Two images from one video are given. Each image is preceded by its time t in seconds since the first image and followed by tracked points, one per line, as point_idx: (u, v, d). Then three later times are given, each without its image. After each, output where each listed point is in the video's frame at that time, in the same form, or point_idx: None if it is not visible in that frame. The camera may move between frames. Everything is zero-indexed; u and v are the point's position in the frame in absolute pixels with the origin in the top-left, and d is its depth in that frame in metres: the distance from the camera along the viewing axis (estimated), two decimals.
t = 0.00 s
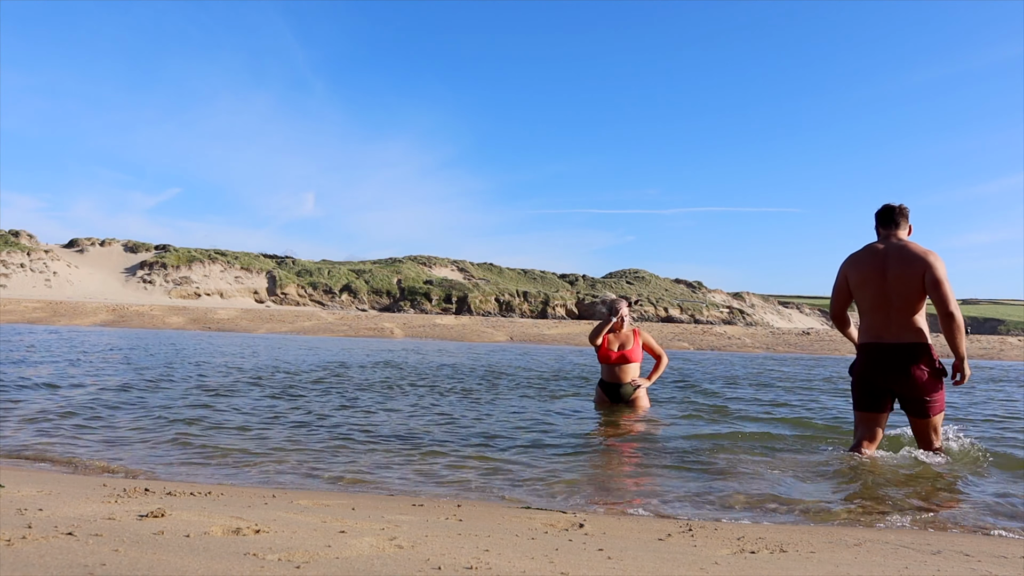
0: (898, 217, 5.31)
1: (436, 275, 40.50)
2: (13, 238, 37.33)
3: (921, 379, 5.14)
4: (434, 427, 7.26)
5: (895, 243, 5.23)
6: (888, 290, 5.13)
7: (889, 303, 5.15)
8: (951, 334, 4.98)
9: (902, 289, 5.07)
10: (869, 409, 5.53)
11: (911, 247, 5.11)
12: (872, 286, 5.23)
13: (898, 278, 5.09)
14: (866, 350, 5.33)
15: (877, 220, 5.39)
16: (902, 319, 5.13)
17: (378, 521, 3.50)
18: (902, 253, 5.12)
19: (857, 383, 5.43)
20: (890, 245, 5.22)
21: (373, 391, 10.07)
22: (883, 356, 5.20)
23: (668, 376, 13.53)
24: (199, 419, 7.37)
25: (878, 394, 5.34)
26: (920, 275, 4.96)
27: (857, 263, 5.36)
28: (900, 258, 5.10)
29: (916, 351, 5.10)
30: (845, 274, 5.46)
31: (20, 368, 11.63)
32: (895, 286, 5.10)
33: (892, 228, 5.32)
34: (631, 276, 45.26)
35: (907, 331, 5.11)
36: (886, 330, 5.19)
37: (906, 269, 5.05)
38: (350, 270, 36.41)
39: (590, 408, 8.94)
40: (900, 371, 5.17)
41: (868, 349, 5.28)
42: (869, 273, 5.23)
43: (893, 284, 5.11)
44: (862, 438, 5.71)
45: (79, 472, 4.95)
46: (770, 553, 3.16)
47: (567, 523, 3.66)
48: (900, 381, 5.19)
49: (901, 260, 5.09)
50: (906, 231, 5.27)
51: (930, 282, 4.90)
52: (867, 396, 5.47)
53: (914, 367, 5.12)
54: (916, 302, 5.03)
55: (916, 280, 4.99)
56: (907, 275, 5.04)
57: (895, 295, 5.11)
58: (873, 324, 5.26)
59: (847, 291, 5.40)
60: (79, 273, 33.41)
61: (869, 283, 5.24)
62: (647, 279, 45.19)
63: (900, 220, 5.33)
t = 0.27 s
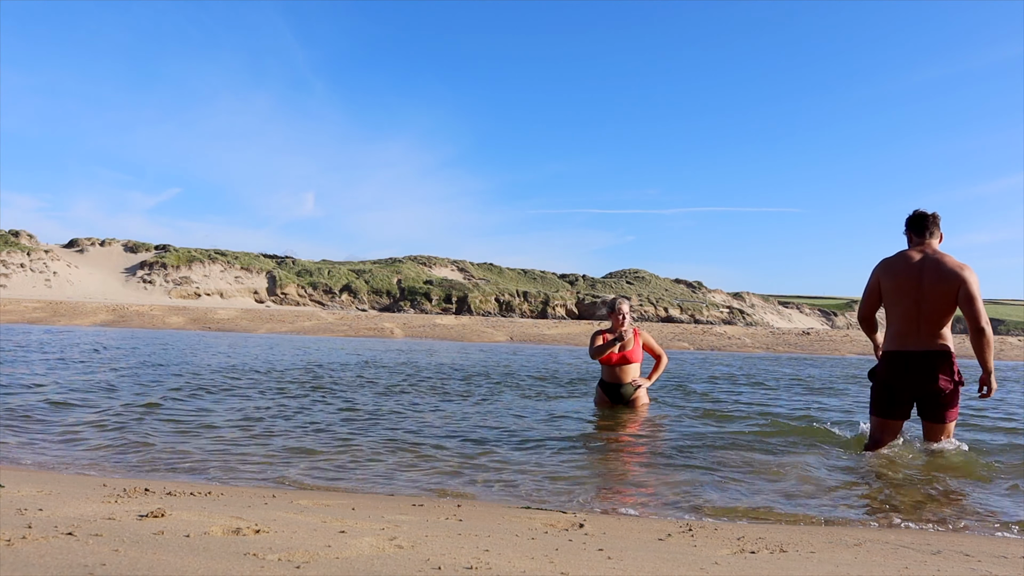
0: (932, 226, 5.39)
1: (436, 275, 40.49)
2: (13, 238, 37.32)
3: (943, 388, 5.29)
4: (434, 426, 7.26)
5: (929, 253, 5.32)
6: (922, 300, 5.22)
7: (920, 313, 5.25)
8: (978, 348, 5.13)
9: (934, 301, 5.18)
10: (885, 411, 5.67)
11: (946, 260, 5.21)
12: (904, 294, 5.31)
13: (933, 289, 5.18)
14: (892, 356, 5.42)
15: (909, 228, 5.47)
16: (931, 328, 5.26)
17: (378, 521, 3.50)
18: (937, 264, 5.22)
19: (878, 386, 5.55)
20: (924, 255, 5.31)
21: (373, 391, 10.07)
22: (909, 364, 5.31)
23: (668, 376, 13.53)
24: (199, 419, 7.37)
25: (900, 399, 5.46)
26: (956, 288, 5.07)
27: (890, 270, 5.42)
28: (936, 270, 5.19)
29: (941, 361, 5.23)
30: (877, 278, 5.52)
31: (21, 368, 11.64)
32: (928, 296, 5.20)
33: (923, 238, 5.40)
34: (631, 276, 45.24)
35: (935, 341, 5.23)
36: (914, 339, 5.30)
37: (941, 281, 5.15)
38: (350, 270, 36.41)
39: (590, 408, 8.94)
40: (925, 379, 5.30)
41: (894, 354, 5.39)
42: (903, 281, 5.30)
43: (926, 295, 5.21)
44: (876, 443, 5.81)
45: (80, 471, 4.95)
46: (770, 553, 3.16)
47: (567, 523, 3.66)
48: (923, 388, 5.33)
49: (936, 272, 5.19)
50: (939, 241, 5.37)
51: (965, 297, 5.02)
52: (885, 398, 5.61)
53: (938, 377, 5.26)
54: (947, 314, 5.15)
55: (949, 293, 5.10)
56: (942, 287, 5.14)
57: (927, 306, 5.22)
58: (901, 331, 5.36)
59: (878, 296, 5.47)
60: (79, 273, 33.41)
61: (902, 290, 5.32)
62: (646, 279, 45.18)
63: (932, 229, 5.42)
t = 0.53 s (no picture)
0: (942, 230, 5.44)
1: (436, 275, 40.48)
2: (13, 238, 37.32)
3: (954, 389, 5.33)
4: (434, 426, 7.26)
5: (943, 255, 5.35)
6: (939, 302, 5.23)
7: (935, 314, 5.27)
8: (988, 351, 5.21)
9: (950, 303, 5.21)
10: (894, 409, 5.70)
11: (959, 264, 5.26)
12: (920, 295, 5.31)
13: (948, 292, 5.20)
14: (904, 357, 5.43)
15: (921, 230, 5.50)
16: (944, 330, 5.29)
17: (378, 521, 3.50)
18: (951, 267, 5.25)
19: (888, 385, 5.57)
20: (938, 258, 5.34)
21: (373, 391, 10.07)
22: (921, 364, 5.33)
23: (668, 376, 13.53)
24: (199, 419, 7.36)
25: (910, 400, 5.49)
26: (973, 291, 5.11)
27: (904, 270, 5.42)
28: (950, 273, 5.22)
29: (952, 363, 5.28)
30: (890, 277, 5.50)
31: (21, 368, 11.63)
32: (944, 298, 5.22)
33: (935, 241, 5.44)
34: (631, 276, 45.22)
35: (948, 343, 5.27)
36: (928, 339, 5.31)
37: (956, 284, 5.18)
38: (349, 270, 36.41)
39: (591, 408, 8.94)
40: (937, 380, 5.32)
41: (907, 355, 5.39)
42: (919, 281, 5.30)
43: (943, 297, 5.22)
44: (893, 440, 5.89)
45: (79, 471, 4.95)
46: (770, 553, 3.16)
47: (567, 523, 3.66)
48: (934, 389, 5.36)
49: (951, 275, 5.22)
50: (949, 245, 5.42)
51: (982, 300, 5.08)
52: (894, 397, 5.63)
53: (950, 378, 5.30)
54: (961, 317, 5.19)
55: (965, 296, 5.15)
56: (958, 290, 5.18)
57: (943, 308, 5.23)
58: (914, 332, 5.36)
59: (891, 296, 5.46)
60: (79, 273, 33.41)
61: (917, 291, 5.31)
62: (646, 279, 45.16)
63: (942, 233, 5.47)
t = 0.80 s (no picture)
0: (935, 235, 5.52)
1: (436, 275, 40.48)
2: (13, 238, 37.31)
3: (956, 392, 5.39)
4: (434, 426, 7.26)
5: (938, 260, 5.42)
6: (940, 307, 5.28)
7: (936, 318, 5.33)
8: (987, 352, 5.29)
9: (950, 306, 5.27)
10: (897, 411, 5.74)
11: (954, 268, 5.33)
12: (920, 300, 5.36)
13: (946, 296, 5.27)
14: (906, 361, 5.47)
15: (914, 236, 5.56)
16: (943, 333, 5.35)
17: (378, 521, 3.50)
18: (948, 271, 5.32)
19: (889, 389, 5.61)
20: (934, 263, 5.40)
21: (373, 391, 10.06)
22: (924, 367, 5.38)
23: (668, 376, 13.52)
24: (199, 419, 7.36)
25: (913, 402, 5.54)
26: (970, 295, 5.19)
27: (903, 275, 5.45)
28: (947, 277, 5.28)
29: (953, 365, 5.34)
30: (888, 283, 5.54)
31: (21, 368, 11.63)
32: (944, 302, 5.28)
33: (930, 246, 5.50)
34: (631, 276, 45.22)
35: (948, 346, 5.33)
36: (929, 343, 5.37)
37: (953, 288, 5.25)
38: (350, 270, 36.41)
39: (591, 408, 8.94)
40: (939, 383, 5.38)
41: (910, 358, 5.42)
42: (919, 287, 5.34)
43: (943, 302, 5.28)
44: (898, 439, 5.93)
45: (80, 471, 4.95)
46: (770, 553, 3.16)
47: (567, 523, 3.66)
48: (936, 391, 5.42)
49: (948, 279, 5.28)
50: (942, 249, 5.50)
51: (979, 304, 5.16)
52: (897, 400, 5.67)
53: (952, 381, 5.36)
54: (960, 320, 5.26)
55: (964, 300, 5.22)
56: (956, 294, 5.24)
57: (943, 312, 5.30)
58: (916, 336, 5.41)
59: (891, 302, 5.49)
60: (79, 273, 33.40)
61: (918, 296, 5.36)
62: (646, 279, 45.15)
63: (935, 238, 5.54)
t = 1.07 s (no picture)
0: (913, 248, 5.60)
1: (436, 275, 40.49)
2: (13, 238, 37.30)
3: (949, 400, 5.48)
4: (433, 426, 7.25)
5: (919, 273, 5.51)
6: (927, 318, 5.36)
7: (923, 330, 5.41)
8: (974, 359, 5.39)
9: (936, 318, 5.35)
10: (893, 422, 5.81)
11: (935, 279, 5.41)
12: (906, 313, 5.44)
13: (931, 308, 5.35)
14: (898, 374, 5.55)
15: (894, 249, 5.63)
16: (931, 344, 5.43)
17: (378, 521, 3.50)
18: (930, 283, 5.40)
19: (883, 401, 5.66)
20: (916, 275, 5.48)
21: (372, 391, 10.06)
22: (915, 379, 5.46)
23: (668, 376, 13.53)
24: (199, 419, 7.35)
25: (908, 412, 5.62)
26: (954, 305, 5.27)
27: (887, 290, 5.53)
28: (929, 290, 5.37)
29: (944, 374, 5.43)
30: (874, 299, 5.61)
31: (21, 368, 11.62)
32: (930, 315, 5.36)
33: (910, 258, 5.57)
34: (630, 276, 45.23)
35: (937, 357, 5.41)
36: (919, 355, 5.45)
37: (936, 300, 5.33)
38: (350, 270, 36.41)
39: (590, 408, 8.94)
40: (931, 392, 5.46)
41: (902, 372, 5.49)
42: (904, 301, 5.42)
43: (929, 315, 5.36)
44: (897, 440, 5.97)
45: (80, 471, 4.95)
46: (770, 553, 3.16)
47: (567, 523, 3.66)
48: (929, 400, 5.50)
49: (930, 292, 5.37)
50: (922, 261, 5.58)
51: (961, 314, 5.24)
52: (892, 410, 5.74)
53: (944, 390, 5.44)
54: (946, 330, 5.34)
55: (948, 310, 5.31)
56: (939, 306, 5.32)
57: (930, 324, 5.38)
58: (905, 349, 5.49)
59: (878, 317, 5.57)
60: (79, 273, 33.39)
61: (904, 310, 5.44)
62: (646, 279, 45.15)
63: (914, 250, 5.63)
